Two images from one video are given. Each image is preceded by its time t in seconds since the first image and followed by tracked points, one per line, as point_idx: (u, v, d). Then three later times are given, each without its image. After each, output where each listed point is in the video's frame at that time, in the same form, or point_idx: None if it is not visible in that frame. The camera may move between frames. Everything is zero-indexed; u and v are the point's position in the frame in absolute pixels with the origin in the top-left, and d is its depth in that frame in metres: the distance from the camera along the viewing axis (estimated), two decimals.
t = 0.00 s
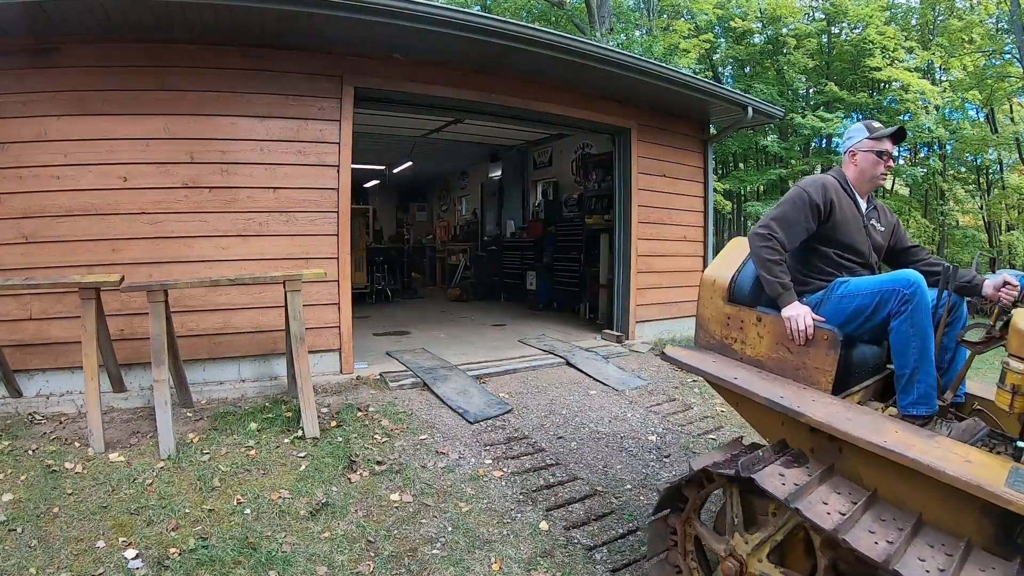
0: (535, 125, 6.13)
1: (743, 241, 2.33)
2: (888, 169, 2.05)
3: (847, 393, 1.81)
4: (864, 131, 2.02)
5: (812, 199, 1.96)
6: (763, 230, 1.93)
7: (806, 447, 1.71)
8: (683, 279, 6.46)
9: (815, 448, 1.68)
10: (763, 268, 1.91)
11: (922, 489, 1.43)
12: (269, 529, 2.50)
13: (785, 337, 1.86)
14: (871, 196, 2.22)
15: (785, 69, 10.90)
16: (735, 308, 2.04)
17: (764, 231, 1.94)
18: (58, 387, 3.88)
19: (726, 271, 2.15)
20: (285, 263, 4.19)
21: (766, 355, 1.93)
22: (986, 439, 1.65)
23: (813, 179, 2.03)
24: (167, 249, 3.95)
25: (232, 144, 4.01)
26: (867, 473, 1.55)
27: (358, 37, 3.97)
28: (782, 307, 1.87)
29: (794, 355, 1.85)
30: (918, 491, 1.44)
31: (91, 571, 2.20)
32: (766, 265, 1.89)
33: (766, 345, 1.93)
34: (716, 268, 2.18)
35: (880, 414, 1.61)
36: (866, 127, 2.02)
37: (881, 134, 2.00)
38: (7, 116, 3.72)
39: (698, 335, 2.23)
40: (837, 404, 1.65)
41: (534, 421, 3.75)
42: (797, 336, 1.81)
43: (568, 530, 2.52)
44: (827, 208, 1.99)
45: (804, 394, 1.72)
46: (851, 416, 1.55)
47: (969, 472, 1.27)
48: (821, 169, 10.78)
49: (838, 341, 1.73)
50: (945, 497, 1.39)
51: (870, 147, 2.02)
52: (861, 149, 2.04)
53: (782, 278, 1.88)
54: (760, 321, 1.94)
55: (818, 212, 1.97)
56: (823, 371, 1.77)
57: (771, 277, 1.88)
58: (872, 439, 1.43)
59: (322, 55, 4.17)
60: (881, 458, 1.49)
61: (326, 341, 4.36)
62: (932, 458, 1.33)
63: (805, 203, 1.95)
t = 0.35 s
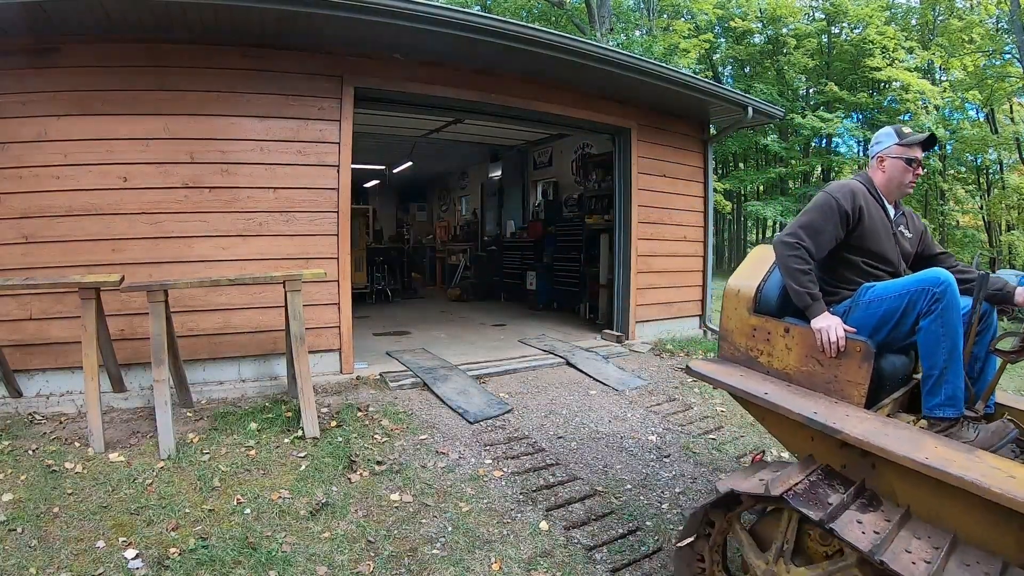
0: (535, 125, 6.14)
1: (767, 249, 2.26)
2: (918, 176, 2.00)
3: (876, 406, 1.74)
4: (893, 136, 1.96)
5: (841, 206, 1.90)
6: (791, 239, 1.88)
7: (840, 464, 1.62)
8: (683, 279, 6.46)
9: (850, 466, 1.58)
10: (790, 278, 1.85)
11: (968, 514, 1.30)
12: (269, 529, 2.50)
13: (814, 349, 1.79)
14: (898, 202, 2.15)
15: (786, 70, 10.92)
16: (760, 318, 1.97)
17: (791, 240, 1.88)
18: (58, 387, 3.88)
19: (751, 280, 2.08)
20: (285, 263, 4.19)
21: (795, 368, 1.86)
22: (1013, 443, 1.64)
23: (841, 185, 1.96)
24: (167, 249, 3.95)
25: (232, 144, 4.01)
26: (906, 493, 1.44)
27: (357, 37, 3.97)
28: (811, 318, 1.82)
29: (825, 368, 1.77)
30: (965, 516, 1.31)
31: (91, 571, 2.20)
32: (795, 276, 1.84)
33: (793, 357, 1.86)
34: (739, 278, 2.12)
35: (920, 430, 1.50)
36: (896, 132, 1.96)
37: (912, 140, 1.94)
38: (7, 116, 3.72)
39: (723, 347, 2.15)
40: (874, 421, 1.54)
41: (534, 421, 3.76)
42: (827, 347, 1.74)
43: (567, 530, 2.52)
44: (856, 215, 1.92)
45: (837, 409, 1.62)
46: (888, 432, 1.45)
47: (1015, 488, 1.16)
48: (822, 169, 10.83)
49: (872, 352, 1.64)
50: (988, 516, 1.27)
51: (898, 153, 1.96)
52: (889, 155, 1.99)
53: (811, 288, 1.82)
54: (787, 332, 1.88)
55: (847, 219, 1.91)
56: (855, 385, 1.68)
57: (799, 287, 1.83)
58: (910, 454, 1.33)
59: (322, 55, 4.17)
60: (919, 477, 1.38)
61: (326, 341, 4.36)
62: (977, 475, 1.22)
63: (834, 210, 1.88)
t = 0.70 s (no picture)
0: (536, 125, 6.13)
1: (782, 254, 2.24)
2: (930, 178, 1.98)
3: (898, 416, 1.74)
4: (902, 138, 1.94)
5: (855, 210, 1.89)
6: (807, 247, 1.87)
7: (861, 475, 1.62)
8: (683, 279, 6.46)
9: (871, 478, 1.59)
10: (808, 286, 1.85)
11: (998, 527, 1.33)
12: (269, 529, 2.50)
13: (836, 358, 1.79)
14: (912, 204, 2.15)
15: (786, 69, 10.94)
16: (778, 327, 1.96)
17: (807, 248, 1.88)
18: (58, 387, 3.88)
19: (768, 288, 2.06)
20: (284, 263, 4.19)
21: (813, 377, 1.85)
22: None
23: (852, 190, 1.96)
24: (167, 249, 3.95)
25: (232, 144, 4.01)
26: (928, 502, 1.46)
27: (357, 37, 3.98)
28: (832, 326, 1.81)
29: (844, 378, 1.77)
30: (997, 530, 1.34)
31: (91, 571, 2.20)
32: (813, 285, 1.84)
33: (814, 367, 1.85)
34: (757, 285, 2.10)
35: (942, 441, 1.51)
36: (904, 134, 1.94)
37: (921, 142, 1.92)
38: (7, 116, 3.72)
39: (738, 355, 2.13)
40: (896, 431, 1.55)
41: (533, 421, 3.76)
42: (849, 356, 1.74)
43: (568, 530, 2.52)
44: (872, 219, 1.91)
45: (858, 420, 1.63)
46: (912, 443, 1.47)
47: None
48: (822, 169, 10.88)
49: (895, 361, 1.65)
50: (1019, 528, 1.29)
51: (908, 156, 1.95)
52: (899, 158, 1.97)
53: (830, 296, 1.82)
54: (807, 341, 1.86)
55: (863, 224, 1.90)
56: (877, 395, 1.69)
57: (818, 294, 1.83)
58: (938, 467, 1.35)
59: (323, 55, 4.17)
60: (944, 489, 1.40)
61: (326, 341, 4.36)
62: (1006, 487, 1.24)
63: (848, 216, 1.88)
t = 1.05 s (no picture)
0: (536, 125, 6.13)
1: (793, 256, 2.24)
2: (939, 180, 1.97)
3: (911, 421, 1.73)
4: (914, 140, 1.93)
5: (866, 214, 1.90)
6: (818, 252, 1.88)
7: (874, 482, 1.62)
8: (683, 279, 6.46)
9: (885, 483, 1.59)
10: (820, 290, 1.86)
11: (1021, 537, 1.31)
12: (269, 529, 2.50)
13: (847, 362, 1.79)
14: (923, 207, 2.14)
15: (786, 69, 10.95)
16: (788, 331, 1.96)
17: (817, 252, 1.89)
18: (58, 387, 3.88)
19: (778, 291, 2.06)
20: (284, 263, 4.19)
21: (824, 382, 1.85)
22: None
23: (863, 192, 1.96)
24: (167, 249, 3.95)
25: (233, 144, 4.02)
26: (945, 509, 1.45)
27: (358, 37, 3.98)
28: (843, 330, 1.81)
29: (856, 382, 1.77)
30: (1017, 539, 1.32)
31: (91, 571, 2.20)
32: (825, 289, 1.84)
33: (824, 371, 1.85)
34: (767, 288, 2.10)
35: (956, 446, 1.51)
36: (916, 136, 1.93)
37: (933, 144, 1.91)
38: (8, 116, 3.72)
39: (747, 359, 2.13)
40: (910, 437, 1.55)
41: (533, 421, 3.76)
42: (861, 361, 1.74)
43: (568, 529, 2.52)
44: (882, 222, 1.92)
45: (873, 426, 1.63)
46: (927, 449, 1.46)
47: None
48: (822, 169, 10.90)
49: (909, 365, 1.65)
50: None
51: (919, 158, 1.94)
52: (910, 159, 1.96)
53: (840, 299, 1.83)
54: (818, 346, 1.87)
55: (874, 227, 1.90)
56: (888, 399, 1.69)
57: (829, 298, 1.83)
58: (952, 472, 1.35)
59: (323, 56, 4.17)
60: (958, 494, 1.40)
61: (326, 341, 4.36)
62: (1020, 493, 1.24)
63: (859, 219, 1.89)
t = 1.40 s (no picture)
0: (536, 125, 6.13)
1: (790, 255, 2.23)
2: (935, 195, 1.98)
3: (906, 421, 1.73)
4: (920, 150, 1.93)
5: (863, 210, 1.93)
6: (820, 247, 1.91)
7: (870, 481, 1.62)
8: (683, 279, 6.46)
9: (879, 482, 1.59)
10: (830, 280, 1.86)
11: (1014, 535, 1.31)
12: (269, 529, 2.50)
13: (844, 362, 1.78)
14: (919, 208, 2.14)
15: (786, 69, 10.95)
16: (785, 331, 1.96)
17: (819, 249, 1.92)
18: (58, 387, 3.88)
19: (775, 291, 2.06)
20: (284, 263, 4.19)
21: (821, 382, 1.85)
22: None
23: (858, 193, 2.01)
24: (167, 249, 3.95)
25: (232, 144, 4.02)
26: (939, 507, 1.45)
27: (357, 37, 3.98)
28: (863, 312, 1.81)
29: (852, 382, 1.77)
30: (1010, 537, 1.32)
31: (91, 571, 2.19)
32: (835, 278, 1.85)
33: (820, 371, 1.85)
34: (764, 288, 2.09)
35: (950, 445, 1.52)
36: (923, 146, 1.93)
37: (939, 160, 1.92)
38: (8, 116, 3.72)
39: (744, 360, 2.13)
40: (906, 436, 1.55)
41: (533, 421, 3.76)
42: (858, 361, 1.74)
43: (567, 529, 2.52)
44: (880, 219, 1.95)
45: (868, 425, 1.63)
46: (922, 448, 1.47)
47: None
48: (822, 169, 10.90)
49: (903, 365, 1.65)
50: None
51: (921, 169, 1.95)
52: (912, 168, 1.97)
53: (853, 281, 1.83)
54: (814, 345, 1.87)
55: (871, 223, 1.93)
56: (884, 399, 1.69)
57: (841, 285, 1.83)
58: (948, 472, 1.34)
59: (323, 56, 4.17)
60: (951, 491, 1.40)
61: (326, 341, 4.36)
62: (1015, 492, 1.24)
63: (857, 215, 1.92)
